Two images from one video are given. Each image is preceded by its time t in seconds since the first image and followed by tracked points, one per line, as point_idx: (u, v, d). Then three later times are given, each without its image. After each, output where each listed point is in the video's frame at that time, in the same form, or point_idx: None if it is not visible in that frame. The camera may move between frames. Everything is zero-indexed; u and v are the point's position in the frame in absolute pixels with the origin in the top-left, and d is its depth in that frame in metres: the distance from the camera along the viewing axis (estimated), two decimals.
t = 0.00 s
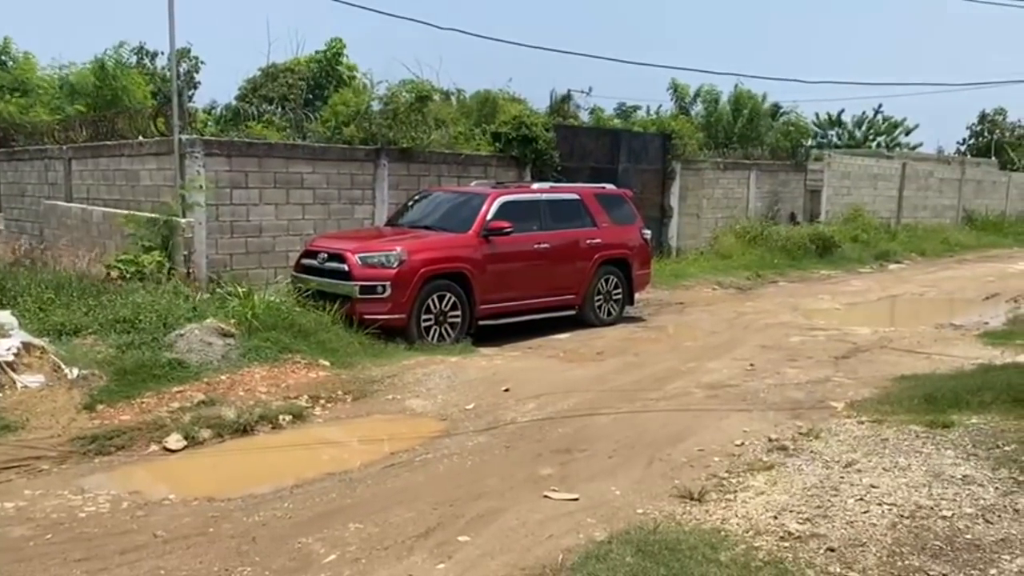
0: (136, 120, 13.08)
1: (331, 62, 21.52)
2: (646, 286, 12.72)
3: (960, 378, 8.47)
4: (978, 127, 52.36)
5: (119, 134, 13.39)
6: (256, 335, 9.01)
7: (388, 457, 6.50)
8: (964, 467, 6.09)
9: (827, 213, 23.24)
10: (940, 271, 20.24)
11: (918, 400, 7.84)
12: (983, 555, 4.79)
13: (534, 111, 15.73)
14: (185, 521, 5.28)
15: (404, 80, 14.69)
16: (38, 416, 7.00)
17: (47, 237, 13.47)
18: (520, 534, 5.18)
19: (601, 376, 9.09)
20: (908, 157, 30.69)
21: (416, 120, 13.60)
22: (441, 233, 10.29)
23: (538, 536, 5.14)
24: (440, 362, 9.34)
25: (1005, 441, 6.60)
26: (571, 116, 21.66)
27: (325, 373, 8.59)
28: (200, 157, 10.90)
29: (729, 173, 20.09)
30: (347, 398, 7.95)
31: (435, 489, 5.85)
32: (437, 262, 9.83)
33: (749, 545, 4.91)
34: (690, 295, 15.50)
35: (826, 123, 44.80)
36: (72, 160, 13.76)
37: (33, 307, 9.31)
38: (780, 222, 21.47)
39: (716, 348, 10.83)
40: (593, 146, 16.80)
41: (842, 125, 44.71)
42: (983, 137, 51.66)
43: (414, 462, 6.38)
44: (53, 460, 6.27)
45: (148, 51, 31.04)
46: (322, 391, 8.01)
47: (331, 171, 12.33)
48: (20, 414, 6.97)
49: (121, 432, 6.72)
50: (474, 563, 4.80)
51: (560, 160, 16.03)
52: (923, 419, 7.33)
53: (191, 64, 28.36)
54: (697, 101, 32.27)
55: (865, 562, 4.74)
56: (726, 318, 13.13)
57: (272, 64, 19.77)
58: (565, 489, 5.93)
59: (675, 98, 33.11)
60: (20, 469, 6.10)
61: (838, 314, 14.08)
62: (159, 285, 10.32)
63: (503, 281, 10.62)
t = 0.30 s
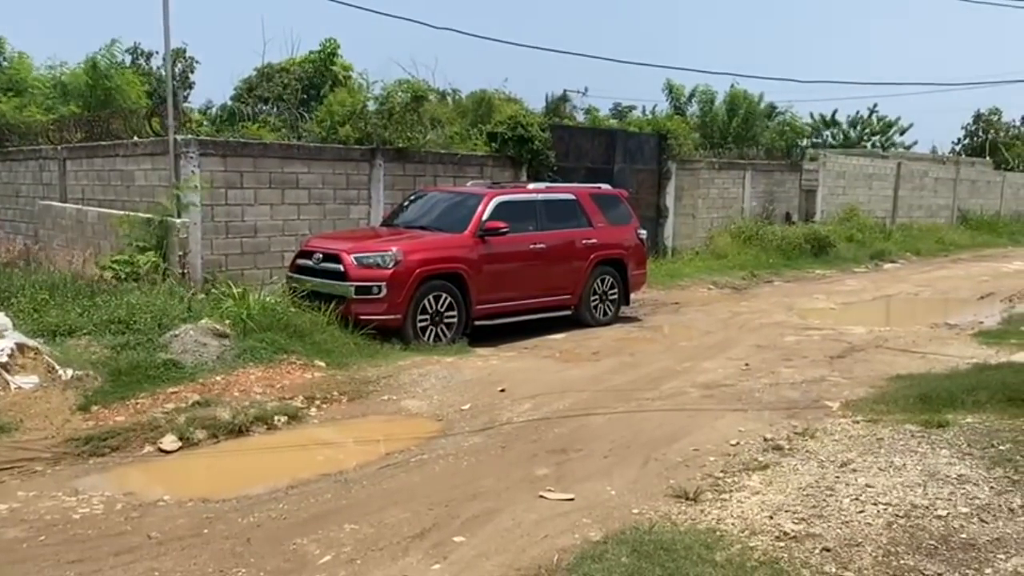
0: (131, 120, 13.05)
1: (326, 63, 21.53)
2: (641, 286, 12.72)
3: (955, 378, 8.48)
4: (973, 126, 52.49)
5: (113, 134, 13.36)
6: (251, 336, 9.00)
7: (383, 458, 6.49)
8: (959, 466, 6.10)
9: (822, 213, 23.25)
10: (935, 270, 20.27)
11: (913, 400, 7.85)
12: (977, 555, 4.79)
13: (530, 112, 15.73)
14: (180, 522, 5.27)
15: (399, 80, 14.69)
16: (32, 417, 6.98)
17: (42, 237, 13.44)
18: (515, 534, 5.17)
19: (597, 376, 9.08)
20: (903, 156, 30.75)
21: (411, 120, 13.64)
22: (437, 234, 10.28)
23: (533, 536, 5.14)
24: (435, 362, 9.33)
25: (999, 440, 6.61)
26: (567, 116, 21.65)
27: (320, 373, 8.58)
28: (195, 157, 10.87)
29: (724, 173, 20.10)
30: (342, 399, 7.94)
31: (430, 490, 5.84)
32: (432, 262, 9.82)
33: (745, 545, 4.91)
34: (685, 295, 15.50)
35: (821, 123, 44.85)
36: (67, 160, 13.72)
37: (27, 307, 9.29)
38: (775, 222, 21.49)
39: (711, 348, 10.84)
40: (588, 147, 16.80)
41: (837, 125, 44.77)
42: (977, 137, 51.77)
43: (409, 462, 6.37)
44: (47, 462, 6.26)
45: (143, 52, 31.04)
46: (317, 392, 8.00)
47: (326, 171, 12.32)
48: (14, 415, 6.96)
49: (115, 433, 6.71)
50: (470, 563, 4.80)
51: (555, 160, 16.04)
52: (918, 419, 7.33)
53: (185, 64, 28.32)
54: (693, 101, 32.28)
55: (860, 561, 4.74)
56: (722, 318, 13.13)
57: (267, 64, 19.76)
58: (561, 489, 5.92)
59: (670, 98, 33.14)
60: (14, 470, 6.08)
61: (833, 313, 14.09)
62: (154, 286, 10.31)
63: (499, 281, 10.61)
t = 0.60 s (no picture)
0: (125, 120, 13.01)
1: (319, 61, 21.48)
2: (636, 286, 12.71)
3: (950, 378, 8.49)
4: (967, 126, 52.64)
5: (107, 134, 13.32)
6: (245, 336, 8.98)
7: (378, 458, 6.48)
8: (954, 466, 6.09)
9: (816, 213, 23.28)
10: (930, 270, 20.29)
11: (908, 400, 7.85)
12: (973, 555, 4.79)
13: (525, 111, 15.70)
14: (174, 523, 5.25)
15: (394, 79, 14.72)
16: (25, 418, 6.95)
17: (34, 237, 13.40)
18: (510, 535, 5.16)
19: (592, 376, 9.07)
20: (898, 156, 30.80)
21: (407, 120, 13.63)
22: (432, 234, 10.26)
23: (528, 537, 5.12)
24: (430, 362, 9.31)
25: (994, 440, 6.61)
26: (562, 115, 21.64)
27: (314, 374, 8.56)
28: (188, 157, 10.84)
29: (719, 172, 20.12)
30: (337, 399, 7.92)
31: (425, 490, 5.82)
32: (427, 262, 9.80)
33: (740, 545, 4.90)
34: (680, 295, 15.50)
35: (816, 123, 44.91)
36: (60, 159, 13.68)
37: (19, 308, 9.25)
38: (770, 222, 21.51)
39: (706, 348, 10.83)
40: (583, 146, 16.79)
41: (831, 125, 44.83)
42: (971, 136, 51.88)
43: (404, 463, 6.36)
44: (40, 463, 6.22)
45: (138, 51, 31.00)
46: (312, 393, 7.97)
47: (321, 170, 12.29)
48: (7, 416, 6.92)
49: (109, 434, 6.68)
50: (464, 564, 4.79)
51: (550, 159, 16.02)
52: (912, 418, 7.34)
53: (179, 63, 28.27)
54: (688, 101, 32.26)
55: (856, 561, 4.74)
56: (717, 318, 13.14)
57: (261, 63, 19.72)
58: (556, 489, 5.91)
59: (665, 98, 33.16)
60: (7, 471, 6.05)
61: (828, 313, 14.10)
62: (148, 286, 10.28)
63: (494, 281, 10.60)
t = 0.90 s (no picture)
0: (116, 119, 12.96)
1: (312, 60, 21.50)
2: (629, 286, 12.72)
3: (941, 378, 8.51)
4: (958, 126, 52.86)
5: (98, 133, 13.27)
6: (237, 336, 8.96)
7: (371, 459, 6.46)
8: (945, 466, 6.11)
9: (809, 213, 23.32)
10: (921, 270, 20.35)
11: (899, 399, 7.87)
12: (964, 554, 4.80)
13: (518, 111, 15.71)
14: (165, 525, 5.23)
15: (387, 79, 14.78)
16: (15, 419, 6.92)
17: (25, 237, 13.34)
18: (503, 535, 5.15)
19: (585, 377, 9.07)
20: (890, 156, 30.90)
21: (398, 120, 13.75)
22: (424, 234, 10.25)
23: (520, 537, 5.12)
24: (423, 362, 9.31)
25: (985, 440, 6.63)
26: (554, 115, 21.65)
27: (306, 374, 8.54)
28: (180, 157, 10.81)
29: (711, 173, 20.15)
30: (329, 400, 7.90)
31: (418, 491, 5.81)
32: (420, 262, 9.79)
33: (732, 545, 4.91)
34: (673, 295, 15.52)
35: (808, 123, 45.02)
36: (50, 159, 13.62)
37: (10, 308, 9.22)
38: (762, 222, 21.54)
39: (698, 348, 10.85)
40: (576, 146, 16.80)
41: (823, 125, 44.94)
42: (963, 137, 52.04)
43: (396, 463, 6.35)
44: (30, 464, 6.20)
45: (131, 51, 30.92)
46: (304, 393, 7.95)
47: (313, 170, 12.26)
48: None
49: (100, 435, 6.65)
50: (457, 564, 4.78)
51: (543, 159, 16.02)
52: (904, 418, 7.35)
53: (171, 62, 28.18)
54: (680, 101, 32.28)
55: (847, 562, 4.74)
56: (709, 318, 13.16)
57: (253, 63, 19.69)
58: (548, 490, 5.91)
59: (657, 98, 33.20)
60: None
61: (820, 313, 14.13)
62: (139, 286, 10.24)
63: (487, 281, 10.59)
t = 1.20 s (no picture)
0: (104, 119, 12.90)
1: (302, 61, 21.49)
2: (619, 287, 12.73)
3: (929, 378, 8.54)
4: (946, 128, 53.19)
5: (85, 134, 13.21)
6: (226, 338, 8.92)
7: (361, 461, 6.45)
8: (933, 466, 6.13)
9: (798, 214, 23.38)
10: (910, 271, 20.44)
11: (888, 400, 7.90)
12: (953, 554, 4.81)
13: (509, 112, 15.70)
14: (153, 527, 5.20)
15: (376, 80, 14.78)
16: (2, 421, 6.87)
17: (12, 238, 13.26)
18: (493, 537, 5.14)
19: (575, 378, 9.07)
20: (878, 158, 31.02)
21: (388, 120, 13.75)
22: (414, 234, 10.23)
23: (511, 539, 5.11)
24: (413, 364, 9.29)
25: (973, 440, 6.65)
26: (544, 116, 21.66)
27: (296, 376, 8.51)
28: (169, 157, 10.77)
29: (701, 174, 20.18)
30: (319, 401, 7.88)
31: (407, 493, 5.80)
32: (409, 263, 9.77)
33: (723, 546, 4.91)
34: (663, 296, 15.53)
35: (796, 125, 45.17)
36: (38, 159, 13.55)
37: None
38: (751, 223, 21.60)
39: (688, 349, 10.86)
40: (566, 147, 16.80)
41: (812, 126, 45.10)
42: (950, 139, 52.33)
43: (386, 465, 6.33)
44: (17, 467, 6.15)
45: (119, 51, 30.78)
46: (294, 395, 7.92)
47: (303, 171, 12.23)
48: None
49: (87, 437, 6.61)
50: (447, 566, 4.77)
51: (533, 160, 16.03)
52: (893, 419, 7.38)
53: (160, 63, 28.07)
54: (669, 102, 32.30)
55: (837, 562, 4.75)
56: (699, 318, 13.18)
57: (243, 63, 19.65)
58: (539, 491, 5.90)
59: (647, 99, 33.26)
60: None
61: (809, 314, 14.17)
62: (128, 287, 10.19)
63: (477, 282, 10.58)
